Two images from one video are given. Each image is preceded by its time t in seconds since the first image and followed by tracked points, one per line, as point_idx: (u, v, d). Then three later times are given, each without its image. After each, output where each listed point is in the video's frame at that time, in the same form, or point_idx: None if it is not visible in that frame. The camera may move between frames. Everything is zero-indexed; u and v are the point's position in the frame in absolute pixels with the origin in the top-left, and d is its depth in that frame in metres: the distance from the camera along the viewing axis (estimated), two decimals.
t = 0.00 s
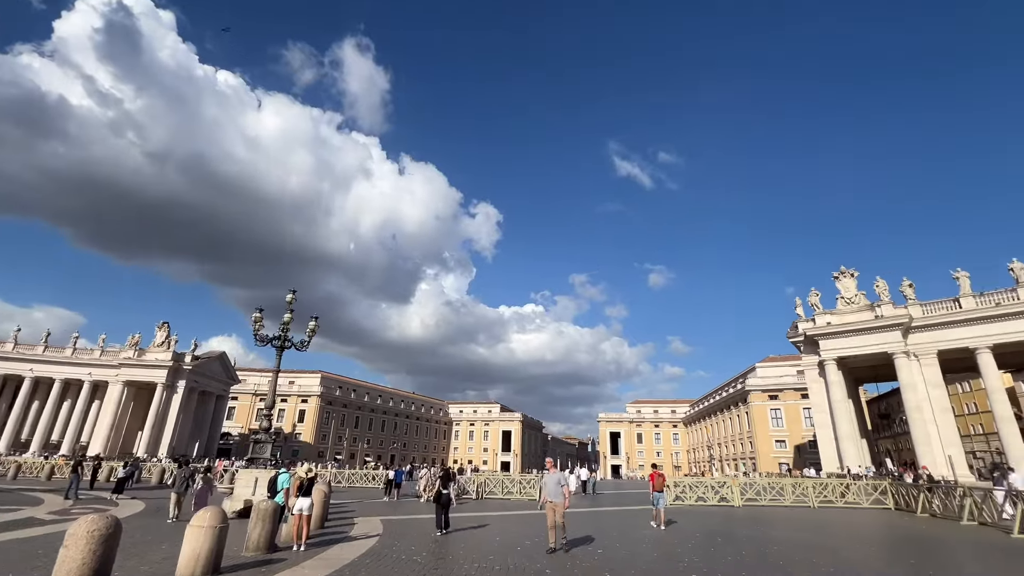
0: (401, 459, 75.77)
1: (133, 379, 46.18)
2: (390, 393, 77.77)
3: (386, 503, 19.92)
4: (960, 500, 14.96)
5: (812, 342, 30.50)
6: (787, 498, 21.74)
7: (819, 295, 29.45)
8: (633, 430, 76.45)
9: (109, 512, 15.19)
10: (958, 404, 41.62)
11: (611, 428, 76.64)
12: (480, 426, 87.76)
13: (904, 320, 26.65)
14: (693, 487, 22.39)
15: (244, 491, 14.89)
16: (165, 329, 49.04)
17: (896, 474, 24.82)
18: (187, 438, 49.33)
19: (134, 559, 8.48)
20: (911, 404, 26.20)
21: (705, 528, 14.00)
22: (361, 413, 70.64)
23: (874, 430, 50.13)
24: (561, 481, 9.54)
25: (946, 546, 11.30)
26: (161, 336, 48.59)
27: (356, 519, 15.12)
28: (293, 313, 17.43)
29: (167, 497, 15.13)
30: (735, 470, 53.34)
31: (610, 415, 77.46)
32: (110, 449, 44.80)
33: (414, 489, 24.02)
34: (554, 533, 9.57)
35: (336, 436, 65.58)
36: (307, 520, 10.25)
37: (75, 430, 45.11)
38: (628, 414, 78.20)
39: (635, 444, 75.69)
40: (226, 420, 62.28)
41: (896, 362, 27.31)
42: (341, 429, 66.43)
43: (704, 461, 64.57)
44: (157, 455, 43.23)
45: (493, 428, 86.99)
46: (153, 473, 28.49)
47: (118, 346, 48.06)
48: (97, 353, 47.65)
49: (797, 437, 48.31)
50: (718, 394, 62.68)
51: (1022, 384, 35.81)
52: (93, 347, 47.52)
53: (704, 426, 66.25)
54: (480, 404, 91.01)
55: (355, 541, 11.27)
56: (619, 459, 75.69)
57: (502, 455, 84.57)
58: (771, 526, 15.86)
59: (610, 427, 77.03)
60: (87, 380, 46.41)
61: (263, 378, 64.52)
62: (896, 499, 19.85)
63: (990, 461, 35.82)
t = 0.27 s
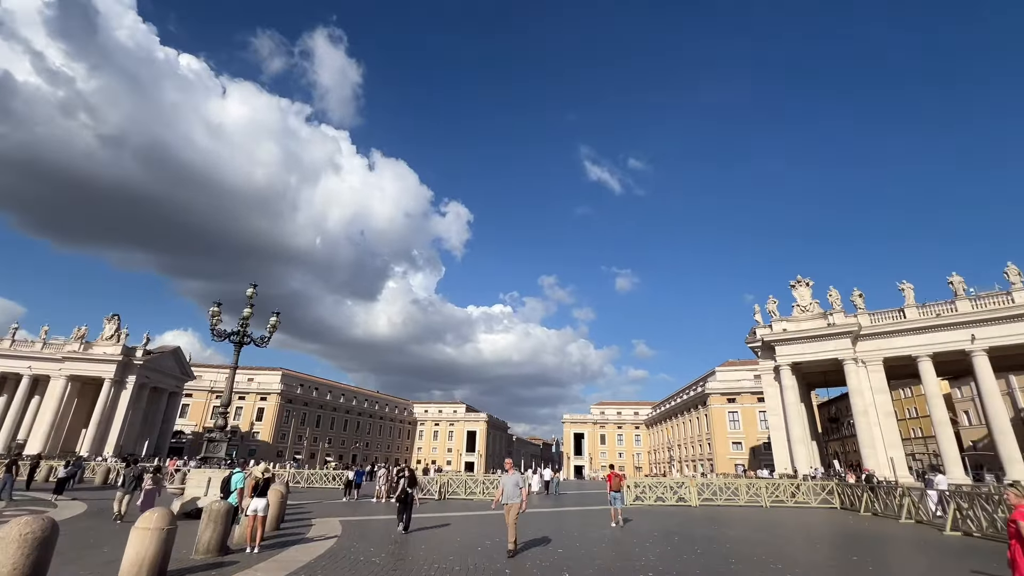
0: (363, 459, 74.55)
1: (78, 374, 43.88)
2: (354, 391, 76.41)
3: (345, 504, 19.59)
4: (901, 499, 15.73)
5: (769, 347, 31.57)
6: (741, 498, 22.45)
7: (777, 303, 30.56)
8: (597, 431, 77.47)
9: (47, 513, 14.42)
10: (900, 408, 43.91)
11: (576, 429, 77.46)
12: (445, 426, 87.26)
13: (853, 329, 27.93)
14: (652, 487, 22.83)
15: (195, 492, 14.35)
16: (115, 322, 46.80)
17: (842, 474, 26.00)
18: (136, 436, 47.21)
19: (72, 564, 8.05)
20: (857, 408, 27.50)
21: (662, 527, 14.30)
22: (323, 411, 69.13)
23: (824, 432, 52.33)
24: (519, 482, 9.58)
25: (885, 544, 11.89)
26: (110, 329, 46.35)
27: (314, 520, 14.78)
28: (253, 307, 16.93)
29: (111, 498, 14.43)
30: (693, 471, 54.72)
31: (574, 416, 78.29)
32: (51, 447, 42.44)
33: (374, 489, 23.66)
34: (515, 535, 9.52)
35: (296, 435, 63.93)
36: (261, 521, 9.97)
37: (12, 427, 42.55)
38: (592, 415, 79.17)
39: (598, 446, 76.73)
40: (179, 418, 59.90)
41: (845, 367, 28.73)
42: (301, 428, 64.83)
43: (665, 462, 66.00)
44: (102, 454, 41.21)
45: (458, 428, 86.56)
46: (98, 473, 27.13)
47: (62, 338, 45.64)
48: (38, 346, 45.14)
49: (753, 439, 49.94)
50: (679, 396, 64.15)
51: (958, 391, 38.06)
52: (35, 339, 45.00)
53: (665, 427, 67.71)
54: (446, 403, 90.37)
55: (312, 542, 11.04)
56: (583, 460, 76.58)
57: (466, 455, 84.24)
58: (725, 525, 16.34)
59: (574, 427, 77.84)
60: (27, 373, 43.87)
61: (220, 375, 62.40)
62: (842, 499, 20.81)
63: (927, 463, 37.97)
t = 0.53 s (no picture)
0: (323, 459, 72.85)
1: (17, 367, 41.36)
2: (315, 390, 74.64)
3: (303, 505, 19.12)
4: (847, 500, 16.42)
5: (728, 352, 32.52)
6: (699, 498, 23.02)
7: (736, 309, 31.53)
8: (561, 432, 78.04)
9: None
10: (849, 412, 45.94)
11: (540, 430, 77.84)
12: (409, 426, 86.26)
13: (807, 336, 29.10)
14: (613, 488, 23.13)
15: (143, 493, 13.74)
16: (59, 313, 44.32)
17: (793, 476, 27.03)
18: (79, 434, 44.83)
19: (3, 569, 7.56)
20: (809, 412, 28.64)
21: (621, 527, 14.50)
22: (282, 410, 67.24)
23: (778, 435, 54.25)
24: (477, 485, 9.33)
25: (831, 543, 12.38)
26: (54, 320, 43.87)
27: (269, 522, 14.35)
28: (210, 301, 16.33)
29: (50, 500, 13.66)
30: (654, 472, 55.76)
31: (539, 416, 78.69)
32: None
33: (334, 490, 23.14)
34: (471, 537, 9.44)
35: (253, 433, 61.95)
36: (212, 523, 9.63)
37: None
38: (557, 417, 79.71)
39: (562, 446, 77.30)
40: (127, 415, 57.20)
41: (799, 372, 29.98)
42: (260, 427, 62.88)
43: (626, 463, 67.03)
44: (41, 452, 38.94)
45: (422, 429, 85.64)
46: (35, 472, 25.59)
47: None
48: None
49: (711, 441, 51.29)
50: (642, 398, 65.28)
51: (900, 396, 40.11)
52: None
53: (627, 429, 68.77)
54: (410, 403, 89.23)
55: (267, 544, 10.75)
56: (546, 461, 77.04)
57: (430, 456, 83.45)
58: (683, 524, 16.70)
59: (539, 428, 78.23)
60: None
61: (173, 370, 59.95)
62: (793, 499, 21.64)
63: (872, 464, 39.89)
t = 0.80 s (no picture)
0: (281, 459, 70.83)
1: None
2: (274, 388, 72.52)
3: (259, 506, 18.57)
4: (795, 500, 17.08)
5: (689, 356, 33.34)
6: (657, 499, 23.50)
7: (698, 314, 32.38)
8: (525, 433, 78.33)
9: None
10: (800, 416, 47.86)
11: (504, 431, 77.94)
12: (372, 426, 84.91)
13: (763, 341, 30.14)
14: (576, 488, 23.39)
15: (84, 495, 13.04)
16: None
17: (747, 477, 27.96)
18: (15, 432, 42.12)
19: None
20: (764, 415, 29.68)
21: (581, 528, 14.68)
22: (239, 408, 65.09)
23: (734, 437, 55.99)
24: (430, 486, 8.79)
25: (781, 542, 12.86)
26: None
27: (221, 524, 13.86)
28: (164, 293, 15.65)
29: None
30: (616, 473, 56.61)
31: (504, 417, 78.81)
32: None
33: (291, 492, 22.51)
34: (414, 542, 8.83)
35: (207, 432, 59.69)
36: (157, 526, 9.21)
37: None
38: (521, 418, 79.95)
39: (526, 447, 77.58)
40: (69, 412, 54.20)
41: (755, 377, 30.95)
42: (214, 425, 60.68)
43: (589, 464, 67.84)
44: None
45: (385, 429, 84.39)
46: None
47: None
48: None
49: (671, 443, 52.52)
50: (605, 400, 66.22)
51: (848, 401, 42.03)
52: None
53: (591, 430, 69.66)
54: (374, 403, 87.77)
55: (216, 548, 10.37)
56: (510, 461, 77.20)
57: (392, 456, 82.31)
58: (643, 525, 16.98)
59: (503, 429, 78.31)
60: None
61: (122, 366, 57.19)
62: (747, 500, 22.37)
63: (820, 466, 41.70)
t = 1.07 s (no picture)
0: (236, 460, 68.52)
1: None
2: (231, 385, 70.14)
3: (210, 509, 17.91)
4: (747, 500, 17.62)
5: (653, 360, 33.99)
6: (618, 500, 23.85)
7: (662, 319, 33.06)
8: (490, 434, 78.15)
9: None
10: (756, 419, 49.41)
11: (469, 432, 77.55)
12: (333, 426, 83.14)
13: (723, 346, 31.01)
14: (538, 489, 23.51)
15: (18, 498, 12.32)
16: None
17: (705, 478, 28.73)
18: None
19: None
20: (722, 418, 30.56)
21: (541, 529, 14.74)
22: (193, 406, 62.67)
23: (694, 439, 57.33)
24: (380, 486, 8.59)
25: (732, 542, 13.29)
26: None
27: (168, 528, 13.30)
28: (113, 285, 14.90)
29: None
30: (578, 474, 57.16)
31: (469, 418, 78.42)
32: None
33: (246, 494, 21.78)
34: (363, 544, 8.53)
35: (158, 431, 57.21)
36: (97, 531, 8.77)
37: None
38: (486, 418, 79.70)
39: (490, 448, 77.42)
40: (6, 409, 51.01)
41: (715, 381, 31.79)
42: (166, 424, 58.23)
43: (552, 465, 68.25)
44: None
45: (347, 429, 82.73)
46: None
47: None
48: None
49: (633, 444, 53.40)
50: (570, 402, 66.77)
51: (801, 405, 43.65)
52: None
53: (555, 431, 70.09)
54: (336, 402, 85.94)
55: (162, 552, 9.92)
56: (474, 463, 76.90)
57: (354, 457, 80.76)
58: (602, 526, 17.18)
59: (468, 430, 77.93)
60: None
61: (66, 361, 54.23)
62: (704, 501, 22.95)
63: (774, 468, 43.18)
